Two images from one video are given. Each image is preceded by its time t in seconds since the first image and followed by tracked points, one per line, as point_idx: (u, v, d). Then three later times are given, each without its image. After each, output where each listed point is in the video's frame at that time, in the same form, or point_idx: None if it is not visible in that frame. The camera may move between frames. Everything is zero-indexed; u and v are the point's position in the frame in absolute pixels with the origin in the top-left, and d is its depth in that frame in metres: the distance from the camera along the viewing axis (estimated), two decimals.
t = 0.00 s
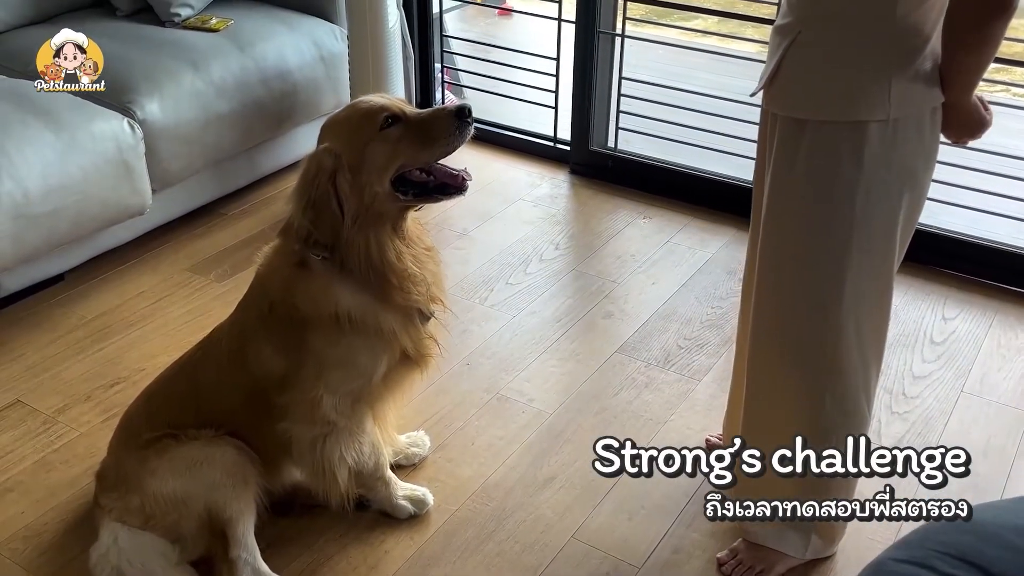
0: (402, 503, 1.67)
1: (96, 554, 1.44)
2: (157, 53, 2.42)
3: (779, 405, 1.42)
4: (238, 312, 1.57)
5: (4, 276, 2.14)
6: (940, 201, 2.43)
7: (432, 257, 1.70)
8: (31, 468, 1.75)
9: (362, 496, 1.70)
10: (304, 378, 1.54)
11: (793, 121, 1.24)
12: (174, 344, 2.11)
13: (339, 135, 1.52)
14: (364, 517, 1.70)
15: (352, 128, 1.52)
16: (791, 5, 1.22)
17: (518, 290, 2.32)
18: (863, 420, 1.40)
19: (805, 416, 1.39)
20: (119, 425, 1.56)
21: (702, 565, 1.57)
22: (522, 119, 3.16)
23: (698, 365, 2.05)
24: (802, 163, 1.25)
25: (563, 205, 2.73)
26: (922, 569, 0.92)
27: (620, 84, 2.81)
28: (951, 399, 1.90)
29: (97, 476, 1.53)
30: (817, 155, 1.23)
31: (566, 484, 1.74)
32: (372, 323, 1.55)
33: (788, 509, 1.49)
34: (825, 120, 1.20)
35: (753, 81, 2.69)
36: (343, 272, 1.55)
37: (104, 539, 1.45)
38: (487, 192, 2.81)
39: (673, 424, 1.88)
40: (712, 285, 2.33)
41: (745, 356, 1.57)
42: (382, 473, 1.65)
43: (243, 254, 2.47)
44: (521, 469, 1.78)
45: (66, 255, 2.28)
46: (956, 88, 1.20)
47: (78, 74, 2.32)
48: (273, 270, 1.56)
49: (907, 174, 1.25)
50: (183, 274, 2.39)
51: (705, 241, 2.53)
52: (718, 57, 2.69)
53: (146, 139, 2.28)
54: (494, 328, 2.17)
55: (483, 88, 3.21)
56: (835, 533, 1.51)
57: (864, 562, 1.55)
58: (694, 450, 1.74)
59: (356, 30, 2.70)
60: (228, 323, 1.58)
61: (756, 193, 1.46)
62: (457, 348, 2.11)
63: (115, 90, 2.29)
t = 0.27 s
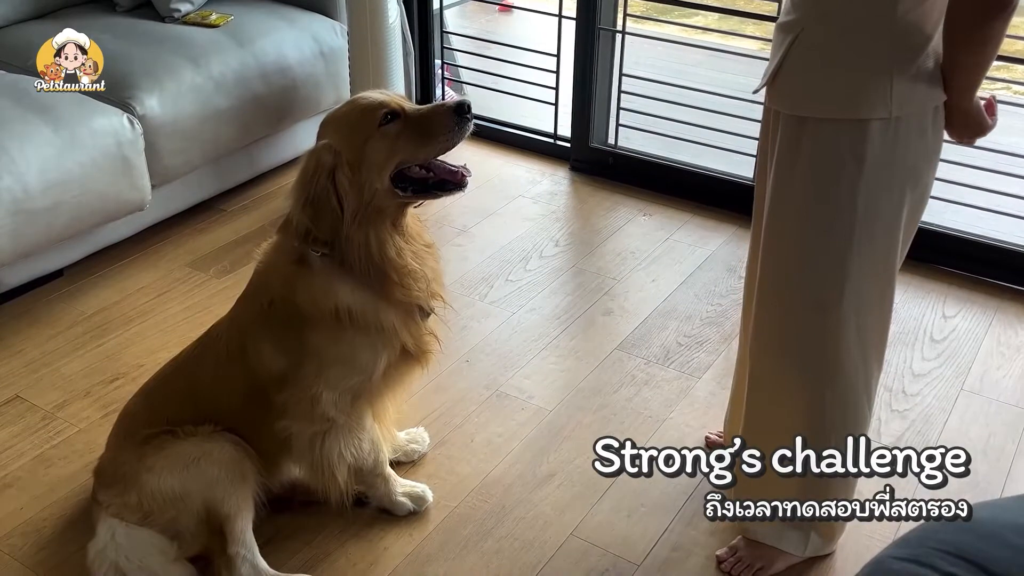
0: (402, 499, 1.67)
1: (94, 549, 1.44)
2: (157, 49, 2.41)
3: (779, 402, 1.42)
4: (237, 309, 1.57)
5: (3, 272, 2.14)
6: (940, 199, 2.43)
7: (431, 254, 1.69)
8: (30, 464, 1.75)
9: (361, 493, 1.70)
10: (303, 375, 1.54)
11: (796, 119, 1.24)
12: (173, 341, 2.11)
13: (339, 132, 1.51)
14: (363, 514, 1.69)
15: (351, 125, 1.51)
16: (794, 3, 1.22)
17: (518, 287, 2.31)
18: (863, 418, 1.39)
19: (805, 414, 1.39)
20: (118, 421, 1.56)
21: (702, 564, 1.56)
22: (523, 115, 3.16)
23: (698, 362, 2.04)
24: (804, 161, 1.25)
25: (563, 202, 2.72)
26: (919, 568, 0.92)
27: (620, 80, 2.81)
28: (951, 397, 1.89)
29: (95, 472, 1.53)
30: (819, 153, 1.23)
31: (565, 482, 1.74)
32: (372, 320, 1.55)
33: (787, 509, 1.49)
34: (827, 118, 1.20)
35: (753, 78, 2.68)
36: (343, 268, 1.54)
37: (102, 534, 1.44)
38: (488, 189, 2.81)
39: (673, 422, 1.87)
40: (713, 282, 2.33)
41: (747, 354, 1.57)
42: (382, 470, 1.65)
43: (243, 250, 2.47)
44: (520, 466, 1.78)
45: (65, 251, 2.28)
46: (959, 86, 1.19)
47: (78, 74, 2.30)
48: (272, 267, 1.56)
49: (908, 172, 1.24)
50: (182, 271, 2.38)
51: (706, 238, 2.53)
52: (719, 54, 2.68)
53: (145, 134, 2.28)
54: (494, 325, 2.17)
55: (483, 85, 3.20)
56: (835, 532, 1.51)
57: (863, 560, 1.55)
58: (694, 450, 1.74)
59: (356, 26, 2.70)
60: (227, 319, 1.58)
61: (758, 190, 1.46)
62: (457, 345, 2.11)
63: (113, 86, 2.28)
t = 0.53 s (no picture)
0: (402, 497, 1.67)
1: (94, 546, 1.44)
2: (157, 45, 2.40)
3: (782, 401, 1.41)
4: (238, 306, 1.57)
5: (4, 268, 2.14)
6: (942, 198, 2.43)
7: (433, 251, 1.69)
8: (30, 461, 1.75)
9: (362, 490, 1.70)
10: (304, 372, 1.54)
11: (804, 118, 1.23)
12: (173, 338, 2.10)
13: (340, 129, 1.51)
14: (364, 511, 1.69)
15: (352, 122, 1.51)
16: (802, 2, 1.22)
17: (519, 284, 2.31)
18: (865, 417, 1.39)
19: (807, 412, 1.39)
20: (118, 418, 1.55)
21: (703, 562, 1.56)
22: (524, 113, 3.15)
23: (699, 360, 2.04)
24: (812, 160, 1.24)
25: (564, 199, 2.72)
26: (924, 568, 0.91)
27: (621, 77, 2.80)
28: (953, 395, 1.89)
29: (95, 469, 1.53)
30: (827, 151, 1.22)
31: (566, 480, 1.73)
32: (373, 317, 1.54)
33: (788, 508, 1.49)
34: (835, 116, 1.20)
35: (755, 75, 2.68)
36: (344, 266, 1.54)
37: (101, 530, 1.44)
38: (489, 186, 2.80)
39: (674, 420, 1.87)
40: (714, 280, 2.32)
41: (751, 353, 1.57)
42: (382, 467, 1.65)
43: (243, 247, 2.47)
44: (521, 464, 1.77)
45: (66, 247, 2.27)
46: (968, 88, 1.19)
47: (78, 74, 2.27)
48: (273, 263, 1.55)
49: (917, 170, 1.24)
50: (183, 268, 2.38)
51: (707, 236, 2.52)
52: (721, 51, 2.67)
53: (146, 130, 2.28)
54: (494, 323, 2.17)
55: (485, 82, 3.19)
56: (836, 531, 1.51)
57: (865, 559, 1.54)
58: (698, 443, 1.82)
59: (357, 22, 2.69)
60: (227, 316, 1.57)
61: (765, 188, 1.45)
62: (458, 342, 2.10)
63: (113, 82, 2.28)
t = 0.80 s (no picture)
0: (403, 495, 1.67)
1: (94, 542, 1.44)
2: (160, 41, 2.40)
3: (786, 400, 1.41)
4: (239, 302, 1.56)
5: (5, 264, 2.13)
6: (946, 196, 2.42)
7: (435, 249, 1.68)
8: (32, 457, 1.75)
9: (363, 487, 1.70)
10: (305, 369, 1.54)
11: (817, 119, 1.22)
12: (175, 333, 2.10)
13: (343, 126, 1.50)
14: (365, 509, 1.69)
15: (355, 120, 1.50)
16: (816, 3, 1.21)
17: (521, 281, 2.30)
18: (869, 417, 1.38)
19: (811, 412, 1.38)
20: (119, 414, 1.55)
21: (704, 562, 1.56)
22: (527, 109, 3.14)
23: (701, 358, 2.04)
24: (824, 161, 1.24)
25: (567, 196, 2.71)
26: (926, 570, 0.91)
27: (625, 74, 2.80)
28: (956, 394, 1.89)
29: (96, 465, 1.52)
30: (839, 152, 1.22)
31: (567, 478, 1.73)
32: (375, 315, 1.54)
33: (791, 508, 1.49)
34: (849, 119, 1.19)
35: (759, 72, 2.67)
36: (346, 263, 1.53)
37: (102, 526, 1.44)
38: (492, 183, 2.80)
39: (676, 418, 1.87)
40: (717, 278, 2.32)
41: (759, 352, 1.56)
42: (384, 464, 1.65)
43: (245, 243, 2.46)
44: (523, 462, 1.77)
45: (67, 242, 2.27)
46: (986, 92, 1.18)
47: (78, 74, 2.23)
48: (275, 260, 1.55)
49: (933, 172, 1.23)
50: (184, 263, 2.37)
51: (710, 234, 2.52)
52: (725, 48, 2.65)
53: (148, 126, 2.27)
54: (496, 320, 2.16)
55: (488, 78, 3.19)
56: (837, 531, 1.50)
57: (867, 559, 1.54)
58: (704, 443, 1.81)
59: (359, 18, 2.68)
60: (229, 313, 1.57)
61: (776, 187, 1.44)
62: (459, 340, 2.10)
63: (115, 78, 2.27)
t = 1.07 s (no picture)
0: (403, 493, 1.66)
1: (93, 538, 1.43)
2: (163, 36, 2.39)
3: (790, 400, 1.40)
4: (241, 299, 1.56)
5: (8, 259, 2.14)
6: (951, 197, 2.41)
7: (437, 247, 1.68)
8: (33, 452, 1.75)
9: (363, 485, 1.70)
10: (306, 367, 1.53)
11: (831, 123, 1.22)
12: (176, 329, 2.10)
13: (344, 124, 1.50)
14: (364, 506, 1.69)
15: (357, 118, 1.50)
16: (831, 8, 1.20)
17: (523, 279, 2.30)
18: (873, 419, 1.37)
19: (814, 413, 1.38)
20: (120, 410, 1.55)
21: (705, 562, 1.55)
22: (531, 107, 3.14)
23: (703, 358, 2.03)
24: (836, 164, 1.23)
25: (570, 194, 2.71)
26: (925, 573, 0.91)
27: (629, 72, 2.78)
28: (959, 396, 1.88)
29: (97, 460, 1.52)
30: (852, 156, 1.21)
31: (568, 477, 1.73)
32: (377, 313, 1.54)
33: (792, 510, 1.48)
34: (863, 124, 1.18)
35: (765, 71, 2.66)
36: (348, 261, 1.53)
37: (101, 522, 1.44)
38: (496, 180, 2.79)
39: (678, 417, 1.86)
40: (720, 277, 2.31)
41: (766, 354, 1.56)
42: (385, 462, 1.65)
43: (248, 239, 2.46)
44: (524, 460, 1.77)
45: (69, 237, 2.27)
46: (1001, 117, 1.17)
47: (78, 74, 2.21)
48: (277, 257, 1.54)
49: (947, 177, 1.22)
50: (187, 259, 2.37)
51: (714, 232, 2.51)
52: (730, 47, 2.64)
53: (151, 121, 2.27)
54: (497, 318, 2.16)
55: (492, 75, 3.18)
56: (839, 533, 1.49)
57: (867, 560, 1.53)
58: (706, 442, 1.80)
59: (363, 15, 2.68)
60: (230, 309, 1.57)
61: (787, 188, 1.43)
62: (461, 337, 2.10)
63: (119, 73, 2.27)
